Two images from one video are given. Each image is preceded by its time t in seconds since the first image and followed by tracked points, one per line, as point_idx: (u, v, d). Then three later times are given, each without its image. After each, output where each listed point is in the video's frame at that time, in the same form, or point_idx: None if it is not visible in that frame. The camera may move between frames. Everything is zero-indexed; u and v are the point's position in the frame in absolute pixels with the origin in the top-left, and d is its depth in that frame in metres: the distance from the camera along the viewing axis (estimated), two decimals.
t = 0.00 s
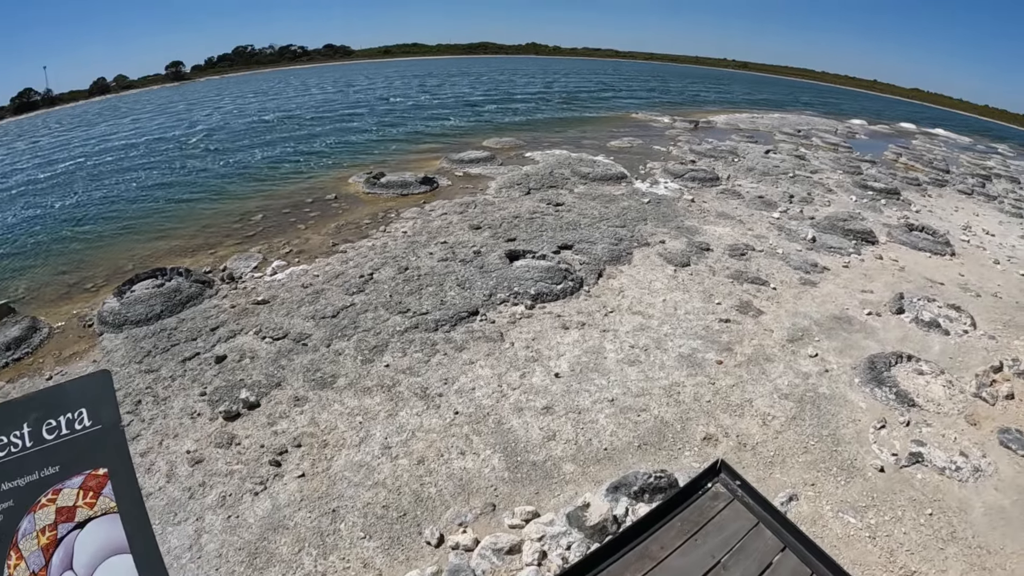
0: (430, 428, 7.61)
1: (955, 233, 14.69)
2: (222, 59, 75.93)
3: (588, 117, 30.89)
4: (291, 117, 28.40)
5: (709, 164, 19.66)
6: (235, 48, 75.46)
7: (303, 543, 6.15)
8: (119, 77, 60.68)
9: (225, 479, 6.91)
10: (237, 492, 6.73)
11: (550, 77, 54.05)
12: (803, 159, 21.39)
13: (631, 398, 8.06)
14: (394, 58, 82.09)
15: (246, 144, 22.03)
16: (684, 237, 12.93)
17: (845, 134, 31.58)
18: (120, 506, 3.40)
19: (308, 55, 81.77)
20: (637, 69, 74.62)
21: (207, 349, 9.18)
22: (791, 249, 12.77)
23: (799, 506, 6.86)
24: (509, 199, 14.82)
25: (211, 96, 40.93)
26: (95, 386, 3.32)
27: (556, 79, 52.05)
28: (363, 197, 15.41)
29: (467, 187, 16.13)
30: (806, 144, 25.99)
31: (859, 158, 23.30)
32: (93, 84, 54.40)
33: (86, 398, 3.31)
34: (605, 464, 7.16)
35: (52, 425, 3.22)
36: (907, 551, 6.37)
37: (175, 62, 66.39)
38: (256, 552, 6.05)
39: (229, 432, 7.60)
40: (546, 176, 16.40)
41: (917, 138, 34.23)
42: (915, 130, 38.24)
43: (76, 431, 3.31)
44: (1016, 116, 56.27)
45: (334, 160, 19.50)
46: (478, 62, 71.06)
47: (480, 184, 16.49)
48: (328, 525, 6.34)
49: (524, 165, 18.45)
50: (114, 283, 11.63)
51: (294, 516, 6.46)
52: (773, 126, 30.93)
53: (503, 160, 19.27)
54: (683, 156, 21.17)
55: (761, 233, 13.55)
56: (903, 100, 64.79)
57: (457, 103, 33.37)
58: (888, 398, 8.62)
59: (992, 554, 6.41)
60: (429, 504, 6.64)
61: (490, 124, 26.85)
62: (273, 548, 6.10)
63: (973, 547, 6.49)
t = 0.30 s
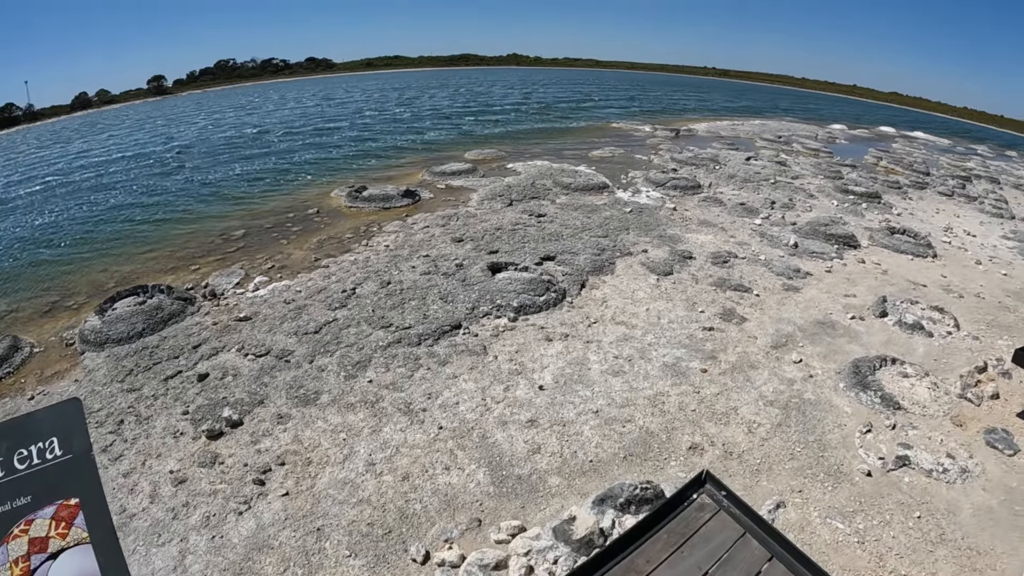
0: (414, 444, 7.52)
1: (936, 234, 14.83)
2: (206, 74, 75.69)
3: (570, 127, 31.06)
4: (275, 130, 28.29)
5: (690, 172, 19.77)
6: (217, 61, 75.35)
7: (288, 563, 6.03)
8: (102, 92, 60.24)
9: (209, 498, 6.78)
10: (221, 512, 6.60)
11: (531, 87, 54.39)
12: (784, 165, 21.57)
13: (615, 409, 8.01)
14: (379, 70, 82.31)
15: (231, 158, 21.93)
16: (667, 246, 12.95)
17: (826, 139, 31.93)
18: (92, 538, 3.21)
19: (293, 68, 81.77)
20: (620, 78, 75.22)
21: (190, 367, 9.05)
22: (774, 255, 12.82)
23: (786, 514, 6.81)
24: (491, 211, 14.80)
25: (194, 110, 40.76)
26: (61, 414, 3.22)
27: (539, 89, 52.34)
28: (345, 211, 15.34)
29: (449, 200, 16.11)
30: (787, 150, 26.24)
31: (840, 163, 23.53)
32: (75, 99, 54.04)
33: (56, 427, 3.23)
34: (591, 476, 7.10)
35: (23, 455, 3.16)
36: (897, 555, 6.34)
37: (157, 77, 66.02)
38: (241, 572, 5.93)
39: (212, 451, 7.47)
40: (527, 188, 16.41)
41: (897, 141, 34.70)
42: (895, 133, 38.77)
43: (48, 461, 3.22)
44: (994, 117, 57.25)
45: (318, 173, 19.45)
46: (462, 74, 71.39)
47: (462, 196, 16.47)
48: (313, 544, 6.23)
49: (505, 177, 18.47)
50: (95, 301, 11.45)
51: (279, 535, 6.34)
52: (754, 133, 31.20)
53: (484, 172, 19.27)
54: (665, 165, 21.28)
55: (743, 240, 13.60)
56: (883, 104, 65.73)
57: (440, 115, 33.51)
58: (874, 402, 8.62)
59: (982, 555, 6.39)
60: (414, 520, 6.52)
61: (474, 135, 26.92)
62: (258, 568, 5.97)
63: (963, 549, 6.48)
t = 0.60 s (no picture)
0: (399, 460, 7.38)
1: (917, 236, 14.97)
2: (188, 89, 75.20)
3: (552, 137, 31.21)
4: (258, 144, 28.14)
5: (671, 180, 19.86)
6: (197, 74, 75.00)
7: None
8: (81, 106, 59.62)
9: (192, 520, 6.60)
10: (205, 534, 6.42)
11: (513, 98, 54.68)
12: (764, 170, 21.75)
13: (602, 420, 7.93)
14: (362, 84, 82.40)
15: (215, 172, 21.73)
16: (649, 254, 12.96)
17: (805, 144, 32.31)
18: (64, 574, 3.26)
19: (274, 82, 81.54)
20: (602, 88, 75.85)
21: (171, 385, 8.85)
22: (756, 261, 12.86)
23: (777, 521, 6.74)
24: (472, 223, 14.73)
25: (175, 125, 40.44)
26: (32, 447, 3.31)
27: (520, 100, 52.60)
28: (327, 225, 15.21)
29: (430, 212, 16.05)
30: (767, 156, 26.50)
31: (820, 167, 23.78)
32: (54, 114, 53.43)
33: (27, 461, 3.32)
34: (579, 489, 6.99)
35: None
36: (890, 559, 6.30)
37: (137, 91, 65.46)
38: None
39: (195, 471, 7.28)
40: (508, 198, 16.38)
41: (876, 144, 35.21)
42: (873, 137, 39.38)
43: (19, 496, 3.29)
44: (970, 119, 58.45)
45: (301, 187, 19.33)
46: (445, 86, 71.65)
47: (444, 208, 16.42)
48: (298, 566, 6.06)
49: (487, 188, 18.44)
50: (74, 320, 11.20)
51: (263, 556, 6.16)
52: (734, 139, 31.48)
53: (466, 183, 19.24)
54: (646, 173, 21.38)
55: (726, 246, 13.64)
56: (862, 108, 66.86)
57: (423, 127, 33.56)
58: (860, 406, 8.60)
59: (974, 556, 6.37)
60: (402, 538, 6.37)
61: (457, 147, 26.96)
62: None
63: (955, 550, 6.45)
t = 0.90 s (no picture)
0: (386, 477, 7.25)
1: (898, 239, 15.11)
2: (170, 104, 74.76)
3: (535, 147, 31.36)
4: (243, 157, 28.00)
5: (652, 188, 19.96)
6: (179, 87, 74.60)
7: None
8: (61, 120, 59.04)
9: (177, 542, 6.43)
10: (190, 556, 6.26)
11: (495, 108, 54.98)
12: (745, 177, 21.94)
13: (588, 432, 7.87)
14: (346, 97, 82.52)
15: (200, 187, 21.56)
16: (632, 263, 12.97)
17: (785, 149, 32.68)
18: None
19: (257, 96, 81.43)
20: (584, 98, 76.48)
21: (153, 404, 8.67)
22: (739, 268, 12.91)
23: (768, 529, 6.69)
24: (454, 235, 14.69)
25: (156, 138, 40.09)
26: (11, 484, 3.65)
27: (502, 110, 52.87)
28: (308, 239, 15.10)
29: (412, 224, 16.00)
30: (747, 162, 26.77)
31: (800, 173, 24.03)
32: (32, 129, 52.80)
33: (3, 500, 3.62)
34: (568, 502, 6.90)
35: None
36: (882, 564, 6.27)
37: (117, 105, 65.02)
38: None
39: (178, 492, 7.11)
40: (490, 209, 16.37)
41: (855, 148, 35.72)
42: (853, 141, 39.95)
43: None
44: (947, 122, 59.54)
45: (285, 201, 19.22)
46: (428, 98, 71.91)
47: (425, 220, 16.37)
48: None
49: (468, 199, 18.42)
50: (54, 338, 10.97)
51: None
52: (715, 146, 31.78)
53: (447, 195, 19.21)
54: (628, 181, 21.48)
55: (708, 253, 13.69)
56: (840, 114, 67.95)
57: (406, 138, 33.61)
58: (847, 410, 8.61)
59: (965, 558, 6.36)
60: (390, 557, 6.23)
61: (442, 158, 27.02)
62: None
63: (947, 552, 6.43)
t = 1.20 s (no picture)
0: (371, 492, 7.13)
1: (879, 242, 15.26)
2: (152, 117, 74.10)
3: (518, 157, 31.49)
4: (227, 170, 27.85)
5: (633, 196, 20.05)
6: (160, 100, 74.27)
7: None
8: (40, 134, 58.41)
9: (161, 563, 6.27)
10: None
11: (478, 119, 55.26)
12: (725, 183, 22.13)
13: (575, 442, 7.81)
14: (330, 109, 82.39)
15: (184, 200, 21.38)
16: (615, 272, 12.98)
17: (765, 156, 33.09)
18: None
19: (240, 109, 81.22)
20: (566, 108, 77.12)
21: (135, 422, 8.50)
22: (721, 275, 12.96)
23: (757, 536, 6.66)
24: (436, 246, 14.64)
25: (136, 151, 39.75)
26: None
27: (485, 121, 53.02)
28: (289, 252, 14.98)
29: (393, 236, 15.92)
30: (728, 169, 27.03)
31: (781, 178, 24.28)
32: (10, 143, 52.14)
33: None
34: (556, 514, 6.82)
35: None
36: (874, 567, 6.25)
37: (97, 118, 64.58)
38: None
39: (162, 511, 6.96)
40: (472, 220, 16.35)
41: (834, 153, 36.23)
42: (831, 146, 40.57)
43: None
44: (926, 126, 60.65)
45: (269, 214, 19.08)
46: (410, 109, 72.05)
47: (407, 232, 16.31)
48: None
49: (450, 210, 18.40)
50: (32, 355, 10.73)
51: None
52: (695, 154, 32.06)
53: (429, 206, 19.18)
54: (609, 190, 21.58)
55: (690, 261, 13.74)
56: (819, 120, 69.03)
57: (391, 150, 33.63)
58: (833, 415, 8.62)
59: (956, 557, 6.36)
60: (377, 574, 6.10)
61: (425, 169, 27.04)
62: None
63: (937, 553, 6.43)
